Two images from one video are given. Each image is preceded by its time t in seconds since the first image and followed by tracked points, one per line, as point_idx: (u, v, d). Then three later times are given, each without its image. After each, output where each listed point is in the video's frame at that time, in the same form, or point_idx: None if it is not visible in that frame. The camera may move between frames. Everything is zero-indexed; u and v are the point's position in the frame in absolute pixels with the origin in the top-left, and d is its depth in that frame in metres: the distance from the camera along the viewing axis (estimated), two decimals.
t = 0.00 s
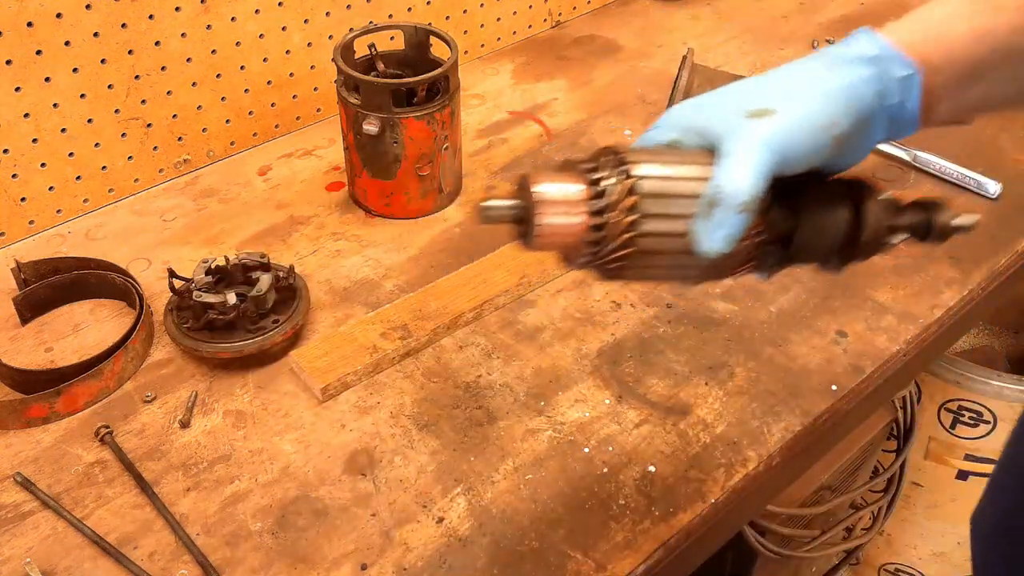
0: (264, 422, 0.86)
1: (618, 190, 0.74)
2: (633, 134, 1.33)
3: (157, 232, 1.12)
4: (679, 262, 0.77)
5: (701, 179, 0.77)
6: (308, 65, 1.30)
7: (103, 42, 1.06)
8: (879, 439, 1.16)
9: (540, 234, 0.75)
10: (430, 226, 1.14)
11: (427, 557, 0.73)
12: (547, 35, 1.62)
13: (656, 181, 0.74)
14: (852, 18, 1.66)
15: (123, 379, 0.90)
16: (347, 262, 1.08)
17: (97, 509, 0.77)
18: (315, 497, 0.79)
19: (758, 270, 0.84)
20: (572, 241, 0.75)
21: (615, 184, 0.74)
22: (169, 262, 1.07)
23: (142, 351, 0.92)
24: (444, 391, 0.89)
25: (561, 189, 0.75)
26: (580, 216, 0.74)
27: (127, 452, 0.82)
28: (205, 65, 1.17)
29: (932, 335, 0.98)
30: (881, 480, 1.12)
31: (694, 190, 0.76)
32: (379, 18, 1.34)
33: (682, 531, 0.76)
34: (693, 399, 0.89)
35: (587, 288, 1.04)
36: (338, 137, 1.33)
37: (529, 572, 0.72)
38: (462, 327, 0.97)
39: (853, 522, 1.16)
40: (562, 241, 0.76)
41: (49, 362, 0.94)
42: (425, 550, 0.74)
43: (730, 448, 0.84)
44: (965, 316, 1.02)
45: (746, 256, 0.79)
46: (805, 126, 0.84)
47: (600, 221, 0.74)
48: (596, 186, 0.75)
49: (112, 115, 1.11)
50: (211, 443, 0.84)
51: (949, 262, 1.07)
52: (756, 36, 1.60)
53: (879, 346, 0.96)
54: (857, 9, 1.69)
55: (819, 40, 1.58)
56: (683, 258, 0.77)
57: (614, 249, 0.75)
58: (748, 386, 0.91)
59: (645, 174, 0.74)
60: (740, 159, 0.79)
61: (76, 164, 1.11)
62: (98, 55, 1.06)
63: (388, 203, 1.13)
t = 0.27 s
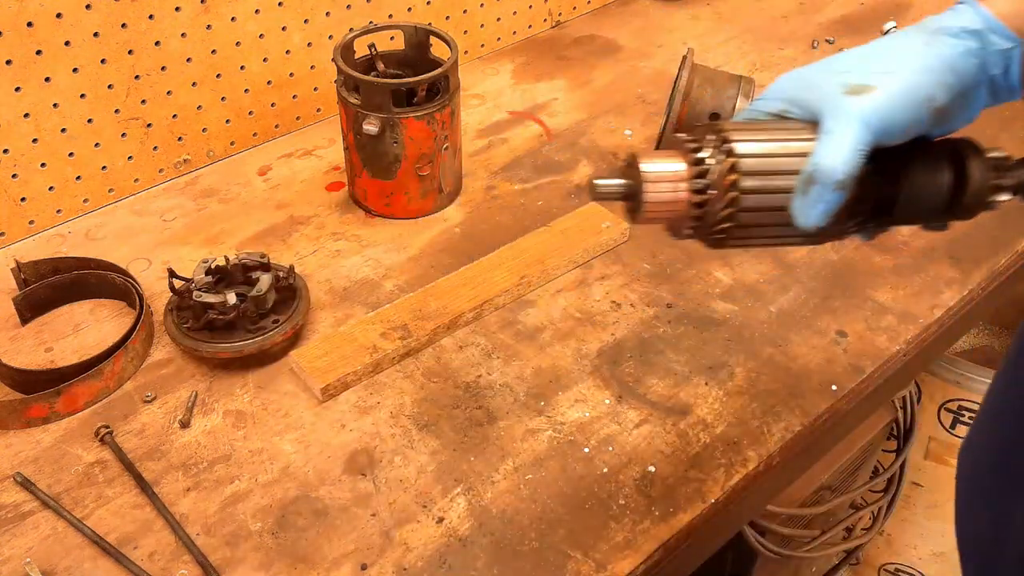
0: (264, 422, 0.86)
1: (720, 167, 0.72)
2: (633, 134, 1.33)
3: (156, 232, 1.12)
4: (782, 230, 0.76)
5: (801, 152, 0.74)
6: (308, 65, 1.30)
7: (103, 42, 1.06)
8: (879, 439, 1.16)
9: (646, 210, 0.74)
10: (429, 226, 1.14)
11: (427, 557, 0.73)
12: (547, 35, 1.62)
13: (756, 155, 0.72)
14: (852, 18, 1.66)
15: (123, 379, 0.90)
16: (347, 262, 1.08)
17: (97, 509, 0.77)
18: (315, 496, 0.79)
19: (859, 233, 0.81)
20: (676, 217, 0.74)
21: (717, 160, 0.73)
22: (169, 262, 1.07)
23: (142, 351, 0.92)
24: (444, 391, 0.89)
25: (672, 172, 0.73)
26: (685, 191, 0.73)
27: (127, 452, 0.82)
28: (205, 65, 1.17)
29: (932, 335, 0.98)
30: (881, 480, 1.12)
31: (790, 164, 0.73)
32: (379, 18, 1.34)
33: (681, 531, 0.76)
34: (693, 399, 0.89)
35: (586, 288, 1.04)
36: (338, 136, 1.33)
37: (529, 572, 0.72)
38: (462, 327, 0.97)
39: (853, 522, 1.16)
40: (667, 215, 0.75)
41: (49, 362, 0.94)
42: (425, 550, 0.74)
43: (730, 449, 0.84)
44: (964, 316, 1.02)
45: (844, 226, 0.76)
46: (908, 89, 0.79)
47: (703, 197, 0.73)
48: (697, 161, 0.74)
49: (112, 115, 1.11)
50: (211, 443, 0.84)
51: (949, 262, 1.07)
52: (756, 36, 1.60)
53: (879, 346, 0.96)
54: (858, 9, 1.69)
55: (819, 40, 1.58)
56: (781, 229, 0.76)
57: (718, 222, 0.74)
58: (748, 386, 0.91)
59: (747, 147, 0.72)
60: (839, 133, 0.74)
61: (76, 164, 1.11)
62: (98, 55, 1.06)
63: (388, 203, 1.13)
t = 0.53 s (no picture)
0: (264, 422, 0.86)
1: (800, 160, 0.81)
2: (633, 134, 1.33)
3: (156, 232, 1.12)
4: (865, 222, 0.84)
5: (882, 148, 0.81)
6: (308, 65, 1.30)
7: (103, 42, 1.06)
8: (879, 439, 1.16)
9: (727, 201, 0.82)
10: (429, 226, 1.14)
11: (427, 557, 0.74)
12: (547, 35, 1.62)
13: (835, 150, 0.80)
14: (852, 19, 1.66)
15: (123, 380, 0.90)
16: (347, 261, 1.08)
17: (97, 509, 0.77)
18: (315, 497, 0.79)
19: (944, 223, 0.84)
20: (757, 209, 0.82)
21: (798, 154, 0.82)
22: (169, 262, 1.07)
23: (142, 351, 0.92)
24: (444, 391, 0.89)
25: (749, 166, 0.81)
26: (763, 184, 0.81)
27: (127, 452, 0.83)
28: (204, 65, 1.17)
29: (932, 335, 0.98)
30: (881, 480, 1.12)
31: (872, 160, 0.81)
32: (379, 18, 1.34)
33: (682, 531, 0.76)
34: (693, 399, 0.89)
35: (586, 289, 1.04)
36: (338, 136, 1.33)
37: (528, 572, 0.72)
38: (462, 327, 0.97)
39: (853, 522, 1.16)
40: (749, 208, 0.83)
41: (49, 362, 0.94)
42: (425, 550, 0.74)
43: (730, 449, 0.84)
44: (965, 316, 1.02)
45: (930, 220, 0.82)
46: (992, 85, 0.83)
47: (783, 188, 0.82)
48: (780, 156, 0.82)
49: (112, 115, 1.11)
50: (211, 443, 0.84)
51: (949, 262, 1.07)
52: (756, 36, 1.60)
53: (879, 346, 0.96)
54: (858, 9, 1.69)
55: (819, 40, 1.58)
56: (859, 220, 0.84)
57: (800, 212, 0.82)
58: (747, 386, 0.91)
59: (827, 143, 0.80)
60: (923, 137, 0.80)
61: (76, 164, 1.11)
62: (98, 55, 1.06)
63: (388, 203, 1.13)
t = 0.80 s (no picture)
0: (264, 422, 0.86)
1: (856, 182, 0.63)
2: (633, 134, 1.33)
3: (156, 232, 1.12)
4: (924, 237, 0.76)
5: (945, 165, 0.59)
6: (308, 65, 1.30)
7: (103, 42, 1.06)
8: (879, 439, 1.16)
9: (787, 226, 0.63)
10: (429, 226, 1.14)
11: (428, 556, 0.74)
12: (547, 35, 1.61)
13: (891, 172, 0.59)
14: (853, 19, 1.66)
15: (123, 380, 0.90)
16: (347, 262, 1.08)
17: (98, 509, 0.77)
18: (315, 497, 0.79)
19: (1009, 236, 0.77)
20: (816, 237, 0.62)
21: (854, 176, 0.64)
22: (169, 262, 1.07)
23: (142, 351, 0.92)
24: (444, 391, 0.89)
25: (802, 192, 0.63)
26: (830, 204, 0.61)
27: (127, 452, 0.83)
28: (204, 65, 1.17)
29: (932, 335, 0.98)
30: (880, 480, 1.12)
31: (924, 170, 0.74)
32: (379, 18, 1.34)
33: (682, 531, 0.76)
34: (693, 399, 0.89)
35: (586, 289, 1.04)
36: (338, 136, 1.33)
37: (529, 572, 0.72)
38: (462, 327, 0.97)
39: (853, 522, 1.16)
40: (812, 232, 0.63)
41: (49, 362, 0.94)
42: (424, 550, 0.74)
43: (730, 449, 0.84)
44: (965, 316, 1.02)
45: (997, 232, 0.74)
46: None
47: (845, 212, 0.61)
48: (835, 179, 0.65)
49: (112, 115, 1.11)
50: (211, 443, 0.84)
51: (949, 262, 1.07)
52: (756, 36, 1.60)
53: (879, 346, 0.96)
54: (858, 9, 1.69)
55: (819, 40, 1.58)
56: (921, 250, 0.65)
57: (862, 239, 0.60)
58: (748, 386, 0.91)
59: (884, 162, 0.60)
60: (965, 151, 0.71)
61: (76, 164, 1.11)
62: (98, 55, 1.06)
63: (388, 203, 1.13)
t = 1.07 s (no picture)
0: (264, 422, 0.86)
1: (837, 203, 0.72)
2: (633, 134, 1.33)
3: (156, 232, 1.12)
4: (907, 260, 0.74)
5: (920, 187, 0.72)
6: (308, 65, 1.30)
7: (104, 42, 1.06)
8: (880, 439, 1.16)
9: (769, 244, 0.75)
10: (430, 226, 1.14)
11: (427, 556, 0.74)
12: (547, 35, 1.61)
13: (872, 193, 0.71)
14: (853, 19, 1.66)
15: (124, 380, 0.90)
16: (347, 262, 1.08)
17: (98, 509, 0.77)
18: (315, 497, 0.79)
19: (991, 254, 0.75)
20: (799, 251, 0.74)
21: (834, 197, 0.73)
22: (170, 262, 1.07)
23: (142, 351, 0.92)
24: (444, 391, 0.89)
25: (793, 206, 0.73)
26: (802, 227, 0.73)
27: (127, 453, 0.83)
28: (204, 65, 1.17)
29: (932, 335, 0.98)
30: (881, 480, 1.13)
31: (907, 196, 0.72)
32: (379, 18, 1.35)
33: (682, 531, 0.76)
34: (692, 399, 0.89)
35: (586, 288, 1.04)
36: (338, 136, 1.33)
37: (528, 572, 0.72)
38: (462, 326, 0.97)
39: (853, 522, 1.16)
40: (789, 251, 0.75)
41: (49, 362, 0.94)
42: (424, 550, 0.74)
43: (730, 448, 0.84)
44: (966, 315, 1.02)
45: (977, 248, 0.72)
46: None
47: (822, 231, 0.73)
48: (815, 199, 0.73)
49: (112, 115, 1.11)
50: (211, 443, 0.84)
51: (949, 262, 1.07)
52: (756, 36, 1.60)
53: (879, 346, 0.96)
54: (858, 9, 1.69)
55: (819, 40, 1.58)
56: (902, 258, 0.73)
57: (838, 252, 0.73)
58: (748, 386, 0.91)
59: (863, 182, 0.72)
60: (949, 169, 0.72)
61: (76, 163, 1.11)
62: (98, 55, 1.06)
63: (388, 203, 1.13)
